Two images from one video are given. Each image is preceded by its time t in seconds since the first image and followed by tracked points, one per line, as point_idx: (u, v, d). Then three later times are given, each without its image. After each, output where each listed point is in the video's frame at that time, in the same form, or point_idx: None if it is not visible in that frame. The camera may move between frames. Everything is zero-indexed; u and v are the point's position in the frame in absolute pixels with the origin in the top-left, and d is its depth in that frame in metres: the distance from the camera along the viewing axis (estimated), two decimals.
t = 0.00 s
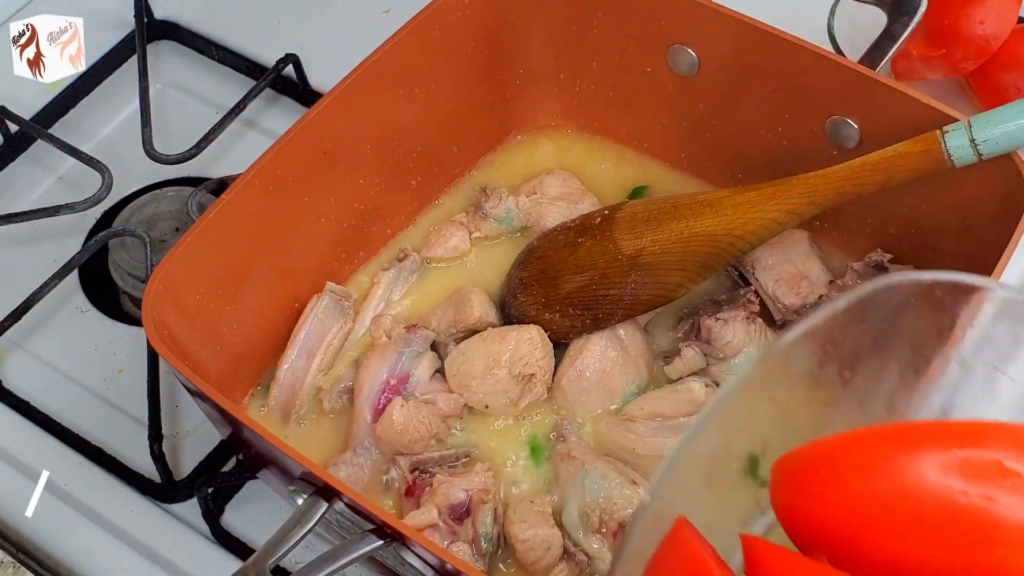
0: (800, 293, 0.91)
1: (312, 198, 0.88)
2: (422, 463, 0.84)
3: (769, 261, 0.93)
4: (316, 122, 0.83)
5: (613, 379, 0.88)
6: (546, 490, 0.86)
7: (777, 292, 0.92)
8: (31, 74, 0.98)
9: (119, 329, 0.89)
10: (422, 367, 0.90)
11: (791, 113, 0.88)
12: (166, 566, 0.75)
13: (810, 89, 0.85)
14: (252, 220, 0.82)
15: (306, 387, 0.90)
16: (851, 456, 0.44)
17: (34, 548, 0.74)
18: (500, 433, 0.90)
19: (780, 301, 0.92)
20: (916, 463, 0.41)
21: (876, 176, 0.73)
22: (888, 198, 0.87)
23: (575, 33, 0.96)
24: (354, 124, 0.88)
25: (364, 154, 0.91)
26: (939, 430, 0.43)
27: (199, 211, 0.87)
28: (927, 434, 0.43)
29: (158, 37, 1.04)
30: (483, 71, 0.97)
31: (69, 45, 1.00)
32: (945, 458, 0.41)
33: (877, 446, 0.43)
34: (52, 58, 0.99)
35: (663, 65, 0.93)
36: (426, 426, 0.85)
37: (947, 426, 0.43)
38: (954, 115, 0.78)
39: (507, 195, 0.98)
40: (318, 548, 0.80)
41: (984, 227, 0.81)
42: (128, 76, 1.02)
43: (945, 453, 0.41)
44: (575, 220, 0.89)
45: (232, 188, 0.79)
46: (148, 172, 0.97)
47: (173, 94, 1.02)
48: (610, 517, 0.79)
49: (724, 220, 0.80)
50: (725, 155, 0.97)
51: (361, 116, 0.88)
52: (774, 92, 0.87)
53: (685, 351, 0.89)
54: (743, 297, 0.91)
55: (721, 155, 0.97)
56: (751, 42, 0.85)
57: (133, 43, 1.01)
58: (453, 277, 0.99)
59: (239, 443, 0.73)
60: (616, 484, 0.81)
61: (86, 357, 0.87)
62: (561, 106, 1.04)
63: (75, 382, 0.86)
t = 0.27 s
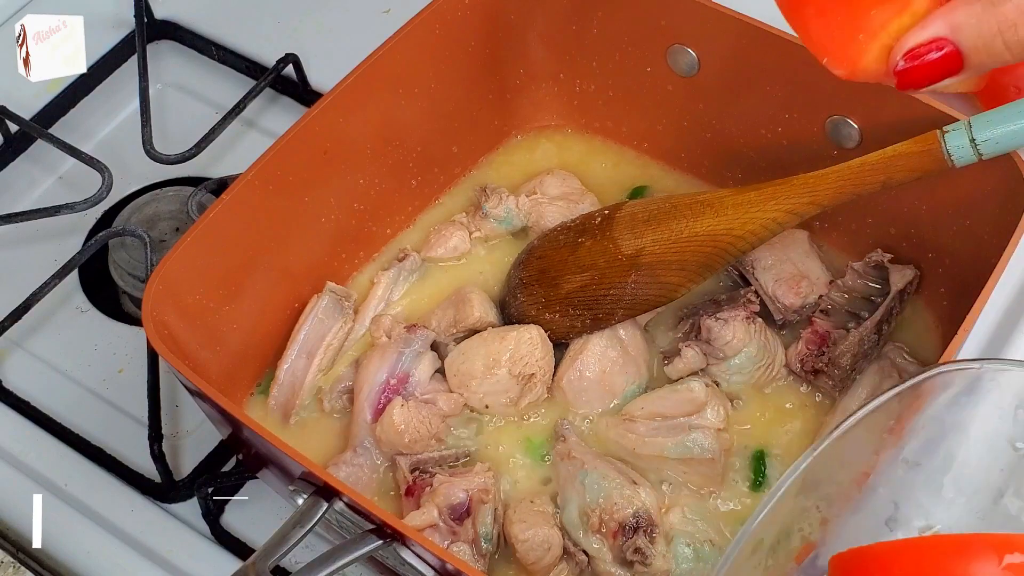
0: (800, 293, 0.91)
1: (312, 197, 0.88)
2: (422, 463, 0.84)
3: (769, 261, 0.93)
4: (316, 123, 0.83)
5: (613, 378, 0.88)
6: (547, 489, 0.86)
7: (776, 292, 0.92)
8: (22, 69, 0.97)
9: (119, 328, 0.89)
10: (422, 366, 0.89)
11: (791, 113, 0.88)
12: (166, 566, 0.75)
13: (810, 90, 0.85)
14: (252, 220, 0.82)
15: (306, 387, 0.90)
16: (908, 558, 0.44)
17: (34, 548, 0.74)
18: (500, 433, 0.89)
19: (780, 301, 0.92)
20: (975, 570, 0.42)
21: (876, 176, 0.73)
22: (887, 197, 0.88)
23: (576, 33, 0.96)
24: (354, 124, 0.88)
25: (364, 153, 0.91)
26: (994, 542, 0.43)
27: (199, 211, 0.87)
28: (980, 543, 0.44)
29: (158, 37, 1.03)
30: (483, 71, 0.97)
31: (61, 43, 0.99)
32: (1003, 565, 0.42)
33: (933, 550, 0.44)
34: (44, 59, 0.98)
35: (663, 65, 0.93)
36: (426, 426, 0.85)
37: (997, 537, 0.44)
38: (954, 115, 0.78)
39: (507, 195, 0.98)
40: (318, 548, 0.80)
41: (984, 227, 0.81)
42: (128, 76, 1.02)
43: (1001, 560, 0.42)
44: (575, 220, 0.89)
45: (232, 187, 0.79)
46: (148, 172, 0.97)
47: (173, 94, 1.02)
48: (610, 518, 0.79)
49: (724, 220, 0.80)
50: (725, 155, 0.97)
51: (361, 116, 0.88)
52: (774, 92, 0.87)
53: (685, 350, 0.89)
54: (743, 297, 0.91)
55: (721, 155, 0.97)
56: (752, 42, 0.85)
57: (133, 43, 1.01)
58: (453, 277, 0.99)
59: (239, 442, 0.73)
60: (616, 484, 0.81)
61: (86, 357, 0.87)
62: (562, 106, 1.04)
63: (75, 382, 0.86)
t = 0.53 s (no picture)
0: (800, 293, 0.91)
1: (312, 197, 0.88)
2: (422, 463, 0.84)
3: (768, 261, 0.93)
4: (316, 123, 0.83)
5: (614, 378, 0.88)
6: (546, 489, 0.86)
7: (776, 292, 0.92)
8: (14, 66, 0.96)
9: (119, 329, 0.89)
10: (422, 366, 0.89)
11: (791, 113, 0.88)
12: (166, 566, 0.75)
13: (810, 90, 0.85)
14: (252, 220, 0.82)
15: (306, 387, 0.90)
16: (856, 555, 0.46)
17: (34, 549, 0.74)
18: (500, 432, 0.90)
19: (780, 301, 0.92)
20: (920, 562, 0.44)
21: (875, 176, 0.73)
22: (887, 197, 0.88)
23: (576, 33, 0.96)
24: (354, 124, 0.88)
25: (364, 154, 0.91)
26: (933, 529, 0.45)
27: (199, 211, 0.87)
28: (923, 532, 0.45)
29: (158, 37, 1.03)
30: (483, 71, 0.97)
31: (49, 45, 0.99)
32: (948, 556, 0.44)
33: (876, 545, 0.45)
34: (31, 61, 0.97)
35: (663, 65, 0.93)
36: (426, 426, 0.85)
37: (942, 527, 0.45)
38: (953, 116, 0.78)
39: (507, 195, 0.98)
40: (318, 548, 0.80)
41: (984, 227, 0.81)
42: (128, 76, 1.02)
43: (947, 551, 0.44)
44: (575, 220, 0.89)
45: (232, 187, 0.79)
46: (148, 172, 0.97)
47: (173, 94, 1.02)
48: (610, 518, 0.79)
49: (724, 220, 0.80)
50: (725, 155, 0.97)
51: (361, 116, 0.88)
52: (774, 92, 0.87)
53: (685, 350, 0.89)
54: (743, 296, 0.91)
55: (721, 155, 0.97)
56: (751, 42, 0.85)
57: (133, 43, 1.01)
58: (453, 277, 0.99)
59: (239, 442, 0.73)
60: (616, 484, 0.81)
61: (86, 357, 0.87)
62: (561, 106, 1.04)
63: (75, 382, 0.86)
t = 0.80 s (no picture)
0: (800, 293, 0.91)
1: (312, 197, 0.88)
2: (422, 463, 0.84)
3: (768, 261, 0.93)
4: (316, 123, 0.83)
5: (614, 378, 0.88)
6: (547, 489, 0.86)
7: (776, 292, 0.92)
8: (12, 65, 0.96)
9: (120, 329, 0.89)
10: (422, 366, 0.89)
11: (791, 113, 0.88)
12: (166, 566, 0.75)
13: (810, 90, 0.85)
14: (252, 220, 0.82)
15: (305, 386, 0.90)
16: (830, 559, 0.43)
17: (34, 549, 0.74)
18: (500, 432, 0.90)
19: (780, 300, 0.92)
20: (896, 562, 0.42)
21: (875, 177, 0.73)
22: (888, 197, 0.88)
23: (575, 33, 0.96)
24: (354, 124, 0.88)
25: (364, 153, 0.91)
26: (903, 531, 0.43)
27: (199, 211, 0.87)
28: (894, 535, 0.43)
29: (158, 37, 1.03)
30: (483, 71, 0.97)
31: (53, 46, 0.98)
32: (925, 556, 0.42)
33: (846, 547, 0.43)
34: (32, 62, 0.97)
35: (663, 65, 0.93)
36: (426, 426, 0.85)
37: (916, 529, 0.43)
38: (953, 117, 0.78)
39: (507, 195, 0.98)
40: (318, 548, 0.80)
41: (984, 227, 0.81)
42: (128, 76, 1.02)
43: (923, 551, 0.42)
44: (575, 220, 0.89)
45: (232, 187, 0.79)
46: (148, 172, 0.97)
47: (173, 94, 1.02)
48: (610, 518, 0.79)
49: (724, 220, 0.80)
50: (724, 155, 0.97)
51: (361, 116, 0.88)
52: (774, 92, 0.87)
53: (685, 350, 0.89)
54: (743, 296, 0.91)
55: (722, 155, 0.97)
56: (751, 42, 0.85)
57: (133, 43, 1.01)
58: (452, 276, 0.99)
59: (239, 442, 0.73)
60: (616, 484, 0.81)
61: (85, 357, 0.87)
62: (562, 106, 1.04)
63: (75, 381, 0.86)
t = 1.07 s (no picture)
0: (800, 293, 0.91)
1: (312, 197, 0.88)
2: (422, 463, 0.84)
3: (768, 261, 0.93)
4: (316, 123, 0.83)
5: (613, 378, 0.88)
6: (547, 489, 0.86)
7: (776, 291, 0.92)
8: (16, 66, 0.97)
9: (120, 328, 0.89)
10: (422, 366, 0.89)
11: (791, 114, 0.88)
12: (166, 566, 0.75)
13: (810, 90, 0.85)
14: (252, 221, 0.82)
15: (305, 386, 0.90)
16: (788, 542, 0.44)
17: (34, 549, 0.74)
18: (500, 432, 0.90)
19: (780, 300, 0.91)
20: (851, 546, 0.42)
21: (875, 177, 0.73)
22: (888, 196, 0.88)
23: (575, 33, 0.96)
24: (354, 124, 0.88)
25: (364, 153, 0.91)
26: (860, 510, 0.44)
27: (199, 211, 0.87)
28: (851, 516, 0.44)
29: (158, 37, 1.03)
30: (484, 72, 0.97)
31: (56, 46, 0.99)
32: (880, 538, 0.42)
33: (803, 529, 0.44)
34: (36, 62, 0.98)
35: (663, 65, 0.93)
36: (426, 426, 0.85)
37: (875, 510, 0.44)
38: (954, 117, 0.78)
39: (507, 195, 0.98)
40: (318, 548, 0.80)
41: (984, 227, 0.81)
42: (128, 76, 1.02)
43: (879, 533, 0.43)
44: (575, 220, 0.89)
45: (232, 187, 0.79)
46: (148, 172, 0.97)
47: (173, 94, 1.02)
48: (611, 518, 0.79)
49: (724, 219, 0.80)
50: (724, 155, 0.97)
51: (361, 117, 0.88)
52: (774, 92, 0.87)
53: (685, 350, 0.89)
54: (743, 296, 0.91)
55: (722, 155, 0.97)
56: (751, 42, 0.85)
57: (133, 43, 1.01)
58: (453, 276, 0.99)
59: (239, 442, 0.73)
60: (616, 484, 0.81)
61: (85, 357, 0.87)
62: (562, 106, 1.04)
63: (75, 381, 0.86)
